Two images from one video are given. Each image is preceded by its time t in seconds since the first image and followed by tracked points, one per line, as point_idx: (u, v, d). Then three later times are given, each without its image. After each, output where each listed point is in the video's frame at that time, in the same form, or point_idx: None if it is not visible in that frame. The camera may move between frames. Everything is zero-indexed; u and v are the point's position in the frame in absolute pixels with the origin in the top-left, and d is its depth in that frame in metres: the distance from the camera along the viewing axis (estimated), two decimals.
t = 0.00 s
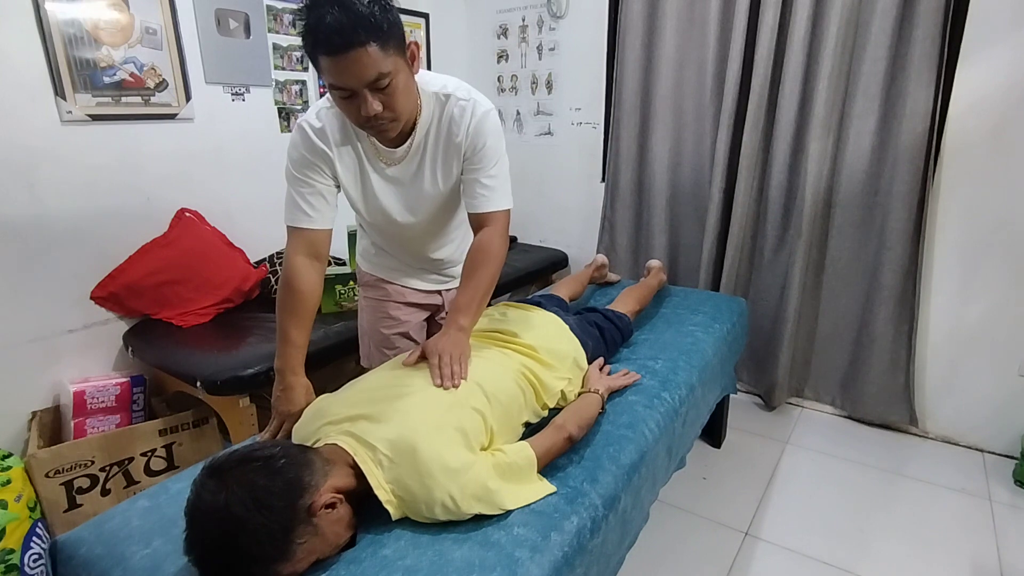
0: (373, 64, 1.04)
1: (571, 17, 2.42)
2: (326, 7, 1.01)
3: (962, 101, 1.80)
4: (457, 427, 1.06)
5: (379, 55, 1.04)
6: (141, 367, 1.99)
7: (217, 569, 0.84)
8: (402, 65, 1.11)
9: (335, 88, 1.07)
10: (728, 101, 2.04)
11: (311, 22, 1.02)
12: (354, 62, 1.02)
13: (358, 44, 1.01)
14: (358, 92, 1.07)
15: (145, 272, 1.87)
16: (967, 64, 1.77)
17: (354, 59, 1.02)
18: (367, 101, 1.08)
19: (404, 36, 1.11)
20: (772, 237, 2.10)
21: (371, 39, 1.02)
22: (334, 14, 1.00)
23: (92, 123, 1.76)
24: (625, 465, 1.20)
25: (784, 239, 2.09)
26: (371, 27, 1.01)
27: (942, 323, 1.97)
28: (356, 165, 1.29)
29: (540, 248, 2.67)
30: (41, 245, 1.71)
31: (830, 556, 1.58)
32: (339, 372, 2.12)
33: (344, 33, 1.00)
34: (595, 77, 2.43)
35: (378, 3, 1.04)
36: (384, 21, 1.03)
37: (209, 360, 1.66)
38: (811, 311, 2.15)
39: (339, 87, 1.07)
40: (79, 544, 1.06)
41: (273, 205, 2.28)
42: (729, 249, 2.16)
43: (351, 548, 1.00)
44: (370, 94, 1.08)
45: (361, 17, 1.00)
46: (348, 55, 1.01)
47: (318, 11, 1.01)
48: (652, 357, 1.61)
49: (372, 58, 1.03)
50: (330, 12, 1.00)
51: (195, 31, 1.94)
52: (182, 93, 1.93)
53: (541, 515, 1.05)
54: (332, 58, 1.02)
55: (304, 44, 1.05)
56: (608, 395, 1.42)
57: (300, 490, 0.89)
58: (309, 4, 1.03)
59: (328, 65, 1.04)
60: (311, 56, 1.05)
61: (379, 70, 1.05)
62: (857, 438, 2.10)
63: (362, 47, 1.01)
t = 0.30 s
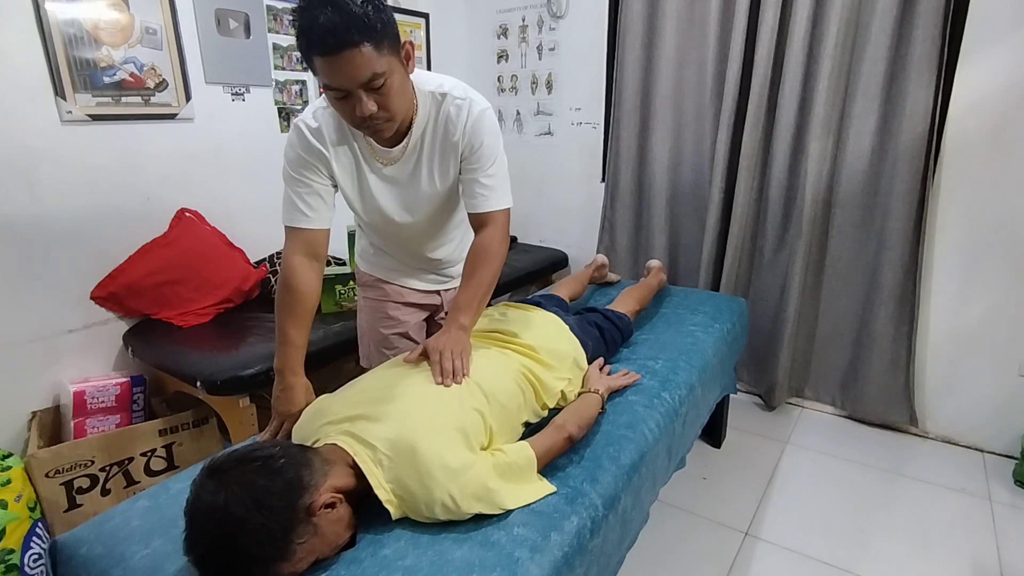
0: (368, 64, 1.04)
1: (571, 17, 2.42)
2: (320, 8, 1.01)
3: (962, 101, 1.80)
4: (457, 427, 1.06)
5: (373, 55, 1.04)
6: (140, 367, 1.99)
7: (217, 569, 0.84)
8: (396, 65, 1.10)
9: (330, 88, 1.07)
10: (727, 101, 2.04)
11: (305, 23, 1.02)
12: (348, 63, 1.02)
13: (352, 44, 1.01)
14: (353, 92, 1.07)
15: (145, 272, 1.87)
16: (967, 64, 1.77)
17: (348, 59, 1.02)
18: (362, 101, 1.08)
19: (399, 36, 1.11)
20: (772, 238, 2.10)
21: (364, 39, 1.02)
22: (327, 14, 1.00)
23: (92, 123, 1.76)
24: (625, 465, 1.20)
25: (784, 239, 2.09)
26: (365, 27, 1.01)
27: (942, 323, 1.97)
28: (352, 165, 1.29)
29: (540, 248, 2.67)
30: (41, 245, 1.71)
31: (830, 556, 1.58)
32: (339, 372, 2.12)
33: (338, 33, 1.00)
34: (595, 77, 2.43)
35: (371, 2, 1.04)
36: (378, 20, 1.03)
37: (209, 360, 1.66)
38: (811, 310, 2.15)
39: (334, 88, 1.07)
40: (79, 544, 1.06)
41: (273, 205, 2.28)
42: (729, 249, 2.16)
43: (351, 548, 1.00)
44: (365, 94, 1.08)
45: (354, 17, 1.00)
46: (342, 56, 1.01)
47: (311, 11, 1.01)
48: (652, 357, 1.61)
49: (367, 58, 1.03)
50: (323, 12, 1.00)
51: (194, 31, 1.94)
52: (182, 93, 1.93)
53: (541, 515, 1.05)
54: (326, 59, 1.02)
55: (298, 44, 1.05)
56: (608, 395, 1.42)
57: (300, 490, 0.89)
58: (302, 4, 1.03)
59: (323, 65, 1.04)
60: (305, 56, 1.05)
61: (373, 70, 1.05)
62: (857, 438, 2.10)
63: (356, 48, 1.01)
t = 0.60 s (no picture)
0: (367, 64, 1.04)
1: (571, 17, 2.42)
2: (319, 8, 1.01)
3: (962, 101, 1.80)
4: (457, 427, 1.06)
5: (372, 55, 1.04)
6: (140, 367, 1.99)
7: (217, 569, 0.84)
8: (395, 65, 1.10)
9: (329, 88, 1.07)
10: (727, 101, 2.04)
11: (304, 23, 1.02)
12: (348, 63, 1.02)
13: (352, 44, 1.01)
14: (352, 92, 1.07)
15: (145, 272, 1.87)
16: (967, 64, 1.77)
17: (347, 60, 1.02)
18: (361, 101, 1.08)
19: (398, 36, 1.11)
20: (772, 238, 2.10)
21: (364, 39, 1.02)
22: (327, 14, 1.00)
23: (92, 123, 1.76)
24: (625, 465, 1.20)
25: (784, 239, 2.09)
26: (365, 28, 1.01)
27: (942, 323, 1.97)
28: (351, 165, 1.29)
29: (540, 248, 2.66)
30: (41, 245, 1.71)
31: (830, 556, 1.58)
32: (339, 372, 2.12)
33: (338, 33, 1.00)
34: (595, 77, 2.43)
35: (371, 3, 1.04)
36: (377, 21, 1.03)
37: (209, 360, 1.66)
38: (811, 310, 2.14)
39: (333, 88, 1.07)
40: (79, 544, 1.06)
41: (273, 205, 2.28)
42: (729, 249, 2.16)
43: (351, 548, 1.00)
44: (364, 94, 1.08)
45: (354, 17, 1.00)
46: (342, 56, 1.01)
47: (311, 11, 1.01)
48: (652, 357, 1.61)
49: (366, 58, 1.03)
50: (323, 13, 1.00)
51: (194, 31, 1.94)
52: (182, 93, 1.93)
53: (541, 515, 1.05)
54: (325, 59, 1.02)
55: (297, 44, 1.05)
56: (608, 395, 1.42)
57: (300, 490, 0.89)
58: (301, 4, 1.03)
59: (322, 65, 1.04)
60: (304, 56, 1.05)
61: (372, 70, 1.05)
62: (857, 438, 2.10)
63: (356, 48, 1.01)
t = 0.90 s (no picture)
0: (368, 64, 1.04)
1: (571, 17, 2.42)
2: (319, 8, 1.01)
3: (962, 101, 1.80)
4: (457, 426, 1.06)
5: (372, 55, 1.04)
6: (141, 367, 1.99)
7: (217, 569, 0.84)
8: (395, 65, 1.11)
9: (329, 88, 1.07)
10: (727, 101, 2.04)
11: (304, 22, 1.02)
12: (348, 63, 1.02)
13: (352, 44, 1.01)
14: (353, 92, 1.07)
15: (145, 272, 1.87)
16: (968, 64, 1.77)
17: (347, 60, 1.02)
18: (362, 101, 1.08)
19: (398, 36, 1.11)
20: (772, 238, 2.10)
21: (364, 39, 1.02)
22: (327, 14, 1.00)
23: (92, 123, 1.76)
24: (625, 465, 1.20)
25: (784, 239, 2.09)
26: (365, 27, 1.01)
27: (942, 323, 1.97)
28: (351, 165, 1.29)
29: (540, 248, 2.66)
30: (41, 245, 1.71)
31: (829, 556, 1.58)
32: (339, 372, 2.11)
33: (338, 33, 1.00)
34: (595, 77, 2.43)
35: (370, 2, 1.04)
36: (377, 20, 1.03)
37: (209, 360, 1.66)
38: (811, 310, 2.15)
39: (333, 88, 1.07)
40: (79, 544, 1.06)
41: (273, 205, 2.28)
42: (729, 249, 2.16)
43: (351, 548, 1.00)
44: (364, 94, 1.08)
45: (354, 17, 1.00)
46: (342, 56, 1.01)
47: (310, 11, 1.01)
48: (652, 357, 1.61)
49: (366, 58, 1.03)
50: (323, 13, 1.00)
51: (194, 31, 1.94)
52: (182, 93, 1.93)
53: (541, 515, 1.05)
54: (325, 59, 1.02)
55: (297, 44, 1.05)
56: (608, 395, 1.42)
57: (300, 490, 0.89)
58: (300, 4, 1.03)
59: (322, 65, 1.04)
60: (304, 57, 1.05)
61: (373, 70, 1.05)
62: (856, 438, 2.10)
63: (356, 48, 1.01)
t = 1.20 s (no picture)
0: (369, 66, 1.04)
1: (571, 17, 2.42)
2: (320, 9, 1.01)
3: (962, 101, 1.80)
4: (457, 427, 1.06)
5: (374, 57, 1.04)
6: (140, 367, 1.99)
7: (217, 569, 0.84)
8: (396, 66, 1.11)
9: (330, 89, 1.07)
10: (727, 101, 2.04)
11: (305, 24, 1.02)
12: (349, 64, 1.02)
13: (353, 46, 1.01)
14: (354, 93, 1.07)
15: (146, 272, 1.87)
16: (968, 64, 1.77)
17: (349, 61, 1.02)
18: (363, 102, 1.08)
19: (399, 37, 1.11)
20: (772, 238, 2.10)
21: (365, 41, 1.02)
22: (328, 15, 1.00)
23: (92, 123, 1.76)
24: (625, 465, 1.20)
25: (784, 239, 2.09)
26: (366, 29, 1.01)
27: (942, 323, 1.97)
28: (351, 165, 1.29)
29: (540, 248, 2.66)
30: (41, 245, 1.71)
31: (829, 556, 1.58)
32: (339, 372, 2.11)
33: (339, 34, 1.00)
34: (595, 77, 2.43)
35: (372, 4, 1.04)
36: (379, 22, 1.03)
37: (209, 360, 1.66)
38: (811, 310, 2.14)
39: (334, 89, 1.07)
40: (79, 544, 1.06)
41: (273, 205, 2.28)
42: (729, 249, 2.16)
43: (351, 548, 1.00)
44: (365, 95, 1.08)
45: (355, 18, 1.00)
46: (344, 57, 1.01)
47: (312, 12, 1.01)
48: (652, 357, 1.61)
49: (367, 60, 1.03)
50: (324, 14, 1.00)
51: (194, 31, 1.94)
52: (182, 93, 1.93)
53: (541, 516, 1.05)
54: (326, 60, 1.02)
55: (298, 45, 1.04)
56: (608, 395, 1.42)
57: (300, 490, 0.89)
58: (302, 5, 1.03)
59: (323, 67, 1.04)
60: (306, 58, 1.05)
61: (374, 71, 1.05)
62: (856, 438, 2.10)
63: (357, 50, 1.01)
